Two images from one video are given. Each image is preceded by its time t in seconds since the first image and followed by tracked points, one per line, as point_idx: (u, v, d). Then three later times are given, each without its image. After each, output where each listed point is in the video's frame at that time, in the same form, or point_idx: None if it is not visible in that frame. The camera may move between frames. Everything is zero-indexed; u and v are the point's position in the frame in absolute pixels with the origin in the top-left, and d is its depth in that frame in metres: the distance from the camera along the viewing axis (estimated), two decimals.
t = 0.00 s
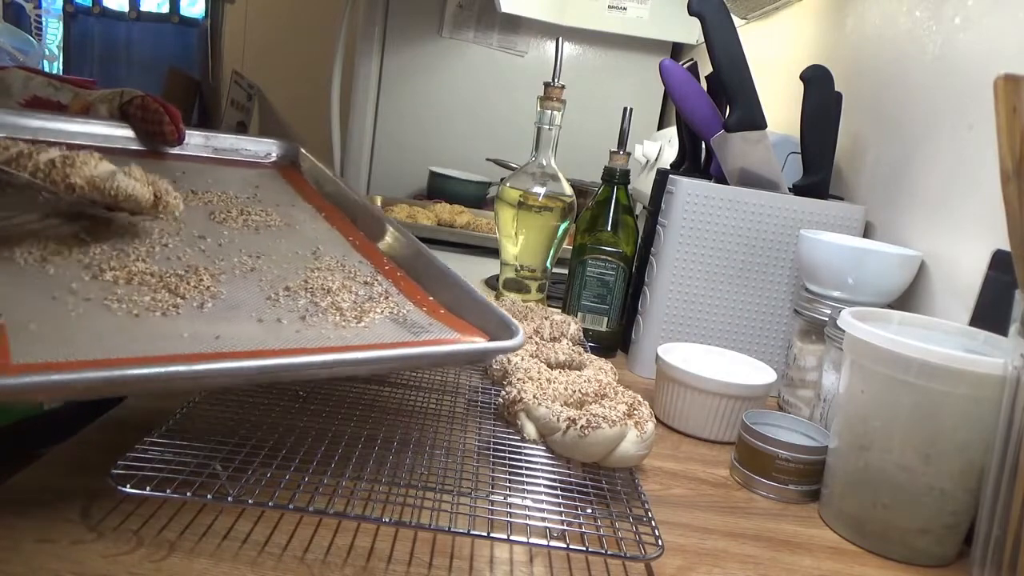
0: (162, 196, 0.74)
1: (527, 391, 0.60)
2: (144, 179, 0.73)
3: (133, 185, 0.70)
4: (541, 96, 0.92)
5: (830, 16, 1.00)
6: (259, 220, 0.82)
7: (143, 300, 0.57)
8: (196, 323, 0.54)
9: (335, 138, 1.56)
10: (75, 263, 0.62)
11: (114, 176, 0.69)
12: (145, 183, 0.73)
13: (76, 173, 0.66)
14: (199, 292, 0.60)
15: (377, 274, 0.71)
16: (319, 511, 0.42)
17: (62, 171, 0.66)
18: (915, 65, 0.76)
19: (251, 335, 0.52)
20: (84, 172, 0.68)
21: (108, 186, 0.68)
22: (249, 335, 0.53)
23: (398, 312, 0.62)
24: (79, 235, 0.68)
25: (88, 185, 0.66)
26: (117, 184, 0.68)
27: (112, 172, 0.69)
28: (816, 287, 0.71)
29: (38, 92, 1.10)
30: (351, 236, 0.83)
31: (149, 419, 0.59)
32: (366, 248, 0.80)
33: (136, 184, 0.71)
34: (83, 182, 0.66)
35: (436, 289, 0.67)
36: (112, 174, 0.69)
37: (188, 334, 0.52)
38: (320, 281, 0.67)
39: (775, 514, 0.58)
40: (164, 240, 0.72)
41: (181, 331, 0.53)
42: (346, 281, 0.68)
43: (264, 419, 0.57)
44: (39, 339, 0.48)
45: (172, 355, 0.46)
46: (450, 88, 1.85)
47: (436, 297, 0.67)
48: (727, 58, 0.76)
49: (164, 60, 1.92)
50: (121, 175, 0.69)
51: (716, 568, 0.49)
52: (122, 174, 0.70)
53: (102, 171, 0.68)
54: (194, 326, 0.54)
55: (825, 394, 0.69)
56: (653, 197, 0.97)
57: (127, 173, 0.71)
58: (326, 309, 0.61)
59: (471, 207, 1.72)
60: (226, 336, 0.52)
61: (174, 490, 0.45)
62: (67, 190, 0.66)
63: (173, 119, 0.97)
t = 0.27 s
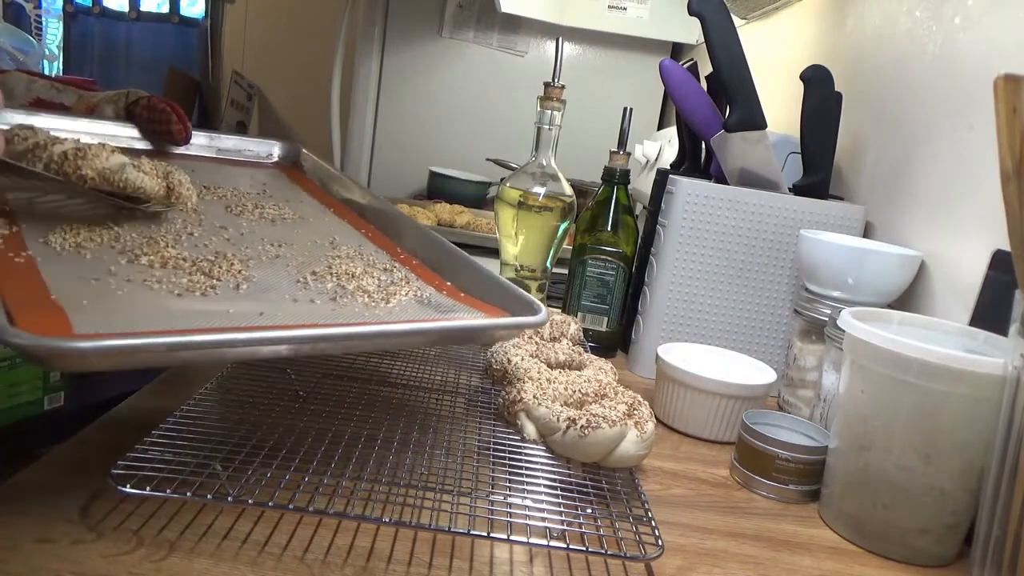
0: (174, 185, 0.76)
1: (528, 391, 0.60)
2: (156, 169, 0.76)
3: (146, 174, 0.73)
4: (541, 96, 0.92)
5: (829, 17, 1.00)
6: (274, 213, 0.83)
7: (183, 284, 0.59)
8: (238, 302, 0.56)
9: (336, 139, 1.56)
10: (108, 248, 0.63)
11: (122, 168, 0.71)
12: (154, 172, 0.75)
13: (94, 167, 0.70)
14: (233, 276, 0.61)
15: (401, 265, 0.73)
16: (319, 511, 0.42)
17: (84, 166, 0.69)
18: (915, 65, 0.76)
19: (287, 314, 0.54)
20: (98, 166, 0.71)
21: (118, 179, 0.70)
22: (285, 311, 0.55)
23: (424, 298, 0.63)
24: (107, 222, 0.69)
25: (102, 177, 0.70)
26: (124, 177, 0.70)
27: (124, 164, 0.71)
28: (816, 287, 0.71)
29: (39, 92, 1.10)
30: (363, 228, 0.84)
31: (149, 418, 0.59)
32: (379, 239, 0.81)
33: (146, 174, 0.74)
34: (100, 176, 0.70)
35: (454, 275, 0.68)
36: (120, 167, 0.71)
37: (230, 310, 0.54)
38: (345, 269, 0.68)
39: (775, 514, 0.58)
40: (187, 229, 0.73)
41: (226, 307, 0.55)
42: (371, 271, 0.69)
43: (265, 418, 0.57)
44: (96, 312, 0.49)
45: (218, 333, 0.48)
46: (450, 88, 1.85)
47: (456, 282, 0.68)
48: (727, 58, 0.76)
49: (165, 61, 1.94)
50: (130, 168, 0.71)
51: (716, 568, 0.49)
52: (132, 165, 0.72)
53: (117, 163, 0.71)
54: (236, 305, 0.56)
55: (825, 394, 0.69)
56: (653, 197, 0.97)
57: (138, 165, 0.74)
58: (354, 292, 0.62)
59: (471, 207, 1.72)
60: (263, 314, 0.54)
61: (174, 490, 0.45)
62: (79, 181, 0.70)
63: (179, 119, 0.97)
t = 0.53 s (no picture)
0: (211, 175, 0.75)
1: (528, 391, 0.60)
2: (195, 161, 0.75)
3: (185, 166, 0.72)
4: (541, 96, 0.92)
5: (829, 17, 1.00)
6: (273, 203, 0.83)
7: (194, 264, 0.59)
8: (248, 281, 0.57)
9: (335, 138, 1.57)
10: (121, 233, 0.64)
11: (163, 161, 0.69)
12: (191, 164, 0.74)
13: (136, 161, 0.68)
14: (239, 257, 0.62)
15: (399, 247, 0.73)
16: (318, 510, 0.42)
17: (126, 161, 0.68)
18: (915, 65, 0.76)
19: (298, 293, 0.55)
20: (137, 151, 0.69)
21: (156, 172, 0.69)
22: (296, 290, 0.56)
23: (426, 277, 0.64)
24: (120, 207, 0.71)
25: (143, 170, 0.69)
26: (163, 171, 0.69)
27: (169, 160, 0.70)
28: (816, 287, 0.71)
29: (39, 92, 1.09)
30: (356, 215, 0.85)
31: (149, 418, 0.59)
32: (374, 226, 0.82)
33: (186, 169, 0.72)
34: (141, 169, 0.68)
35: (454, 257, 0.69)
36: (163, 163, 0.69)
37: (242, 288, 0.55)
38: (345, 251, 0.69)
39: (775, 514, 0.58)
40: (192, 216, 0.73)
41: (237, 286, 0.56)
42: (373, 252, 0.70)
43: (265, 418, 0.57)
44: (113, 289, 0.51)
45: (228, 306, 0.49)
46: (450, 88, 1.85)
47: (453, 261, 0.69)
48: (727, 58, 0.76)
49: (164, 60, 1.93)
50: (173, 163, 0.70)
51: (716, 568, 0.49)
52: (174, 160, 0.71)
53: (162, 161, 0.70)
54: (244, 283, 0.56)
55: (825, 394, 0.69)
56: (653, 197, 0.97)
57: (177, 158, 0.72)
58: (357, 273, 0.63)
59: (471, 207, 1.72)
60: (271, 291, 0.54)
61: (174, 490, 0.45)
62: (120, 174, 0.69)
63: (176, 113, 0.98)
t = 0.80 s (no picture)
0: (294, 158, 0.60)
1: (527, 391, 0.60)
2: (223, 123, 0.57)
3: (264, 145, 0.57)
4: (540, 96, 0.92)
5: (829, 17, 1.00)
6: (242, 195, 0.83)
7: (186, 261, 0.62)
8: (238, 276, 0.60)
9: (335, 138, 1.57)
10: (106, 234, 0.64)
11: (245, 147, 0.56)
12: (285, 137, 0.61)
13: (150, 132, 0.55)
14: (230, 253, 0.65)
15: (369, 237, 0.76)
16: (318, 510, 0.42)
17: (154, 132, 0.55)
18: (916, 65, 0.76)
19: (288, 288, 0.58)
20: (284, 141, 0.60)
21: (236, 159, 0.56)
22: (278, 284, 0.59)
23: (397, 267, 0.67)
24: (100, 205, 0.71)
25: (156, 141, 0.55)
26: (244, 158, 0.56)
27: (236, 136, 0.57)
28: (816, 287, 0.71)
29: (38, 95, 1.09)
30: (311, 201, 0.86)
31: (149, 419, 0.59)
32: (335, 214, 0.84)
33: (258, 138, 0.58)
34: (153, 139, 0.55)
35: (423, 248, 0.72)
36: (243, 143, 0.56)
37: (230, 283, 0.58)
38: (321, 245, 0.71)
39: (775, 514, 0.58)
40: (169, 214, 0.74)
41: (222, 282, 0.58)
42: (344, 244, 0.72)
43: (265, 419, 0.57)
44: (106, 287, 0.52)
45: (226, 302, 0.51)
46: (450, 88, 1.85)
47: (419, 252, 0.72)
48: (727, 58, 0.76)
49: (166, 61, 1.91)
50: (202, 128, 0.55)
51: (717, 568, 0.49)
52: (236, 132, 0.57)
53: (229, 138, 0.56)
54: (232, 279, 0.59)
55: (825, 394, 0.69)
56: (652, 197, 0.97)
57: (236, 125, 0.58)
58: (332, 265, 0.66)
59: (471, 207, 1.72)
60: (259, 286, 0.57)
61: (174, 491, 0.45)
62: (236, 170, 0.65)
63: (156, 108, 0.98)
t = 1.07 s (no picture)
0: (429, 194, 0.56)
1: (527, 391, 0.60)
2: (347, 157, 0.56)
3: (391, 175, 0.56)
4: (540, 96, 0.92)
5: (829, 17, 1.00)
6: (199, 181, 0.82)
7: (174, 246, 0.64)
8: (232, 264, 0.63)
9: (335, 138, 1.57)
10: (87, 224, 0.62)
11: (369, 179, 0.54)
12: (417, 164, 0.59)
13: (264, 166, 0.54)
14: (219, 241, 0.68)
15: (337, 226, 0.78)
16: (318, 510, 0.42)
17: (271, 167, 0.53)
18: (916, 65, 0.76)
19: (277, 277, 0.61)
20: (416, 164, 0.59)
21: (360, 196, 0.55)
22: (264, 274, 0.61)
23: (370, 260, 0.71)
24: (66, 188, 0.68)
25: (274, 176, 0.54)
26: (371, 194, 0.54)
27: (361, 168, 0.55)
28: (816, 287, 0.71)
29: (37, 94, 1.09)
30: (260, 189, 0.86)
31: (149, 419, 0.59)
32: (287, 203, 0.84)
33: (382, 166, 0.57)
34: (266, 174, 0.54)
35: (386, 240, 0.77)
36: (367, 175, 0.55)
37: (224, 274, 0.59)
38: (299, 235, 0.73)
39: (775, 514, 0.58)
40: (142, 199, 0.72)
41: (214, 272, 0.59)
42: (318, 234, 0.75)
43: (265, 419, 0.57)
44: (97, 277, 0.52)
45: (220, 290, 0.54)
46: (450, 88, 1.85)
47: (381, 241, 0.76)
48: (727, 58, 0.76)
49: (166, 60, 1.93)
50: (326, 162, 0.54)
51: (717, 568, 0.49)
52: (359, 163, 0.56)
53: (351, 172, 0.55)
54: (225, 270, 0.60)
55: (825, 394, 0.68)
56: (653, 197, 0.97)
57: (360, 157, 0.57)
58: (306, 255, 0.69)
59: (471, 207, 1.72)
60: (246, 275, 0.60)
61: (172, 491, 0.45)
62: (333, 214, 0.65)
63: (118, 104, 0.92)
